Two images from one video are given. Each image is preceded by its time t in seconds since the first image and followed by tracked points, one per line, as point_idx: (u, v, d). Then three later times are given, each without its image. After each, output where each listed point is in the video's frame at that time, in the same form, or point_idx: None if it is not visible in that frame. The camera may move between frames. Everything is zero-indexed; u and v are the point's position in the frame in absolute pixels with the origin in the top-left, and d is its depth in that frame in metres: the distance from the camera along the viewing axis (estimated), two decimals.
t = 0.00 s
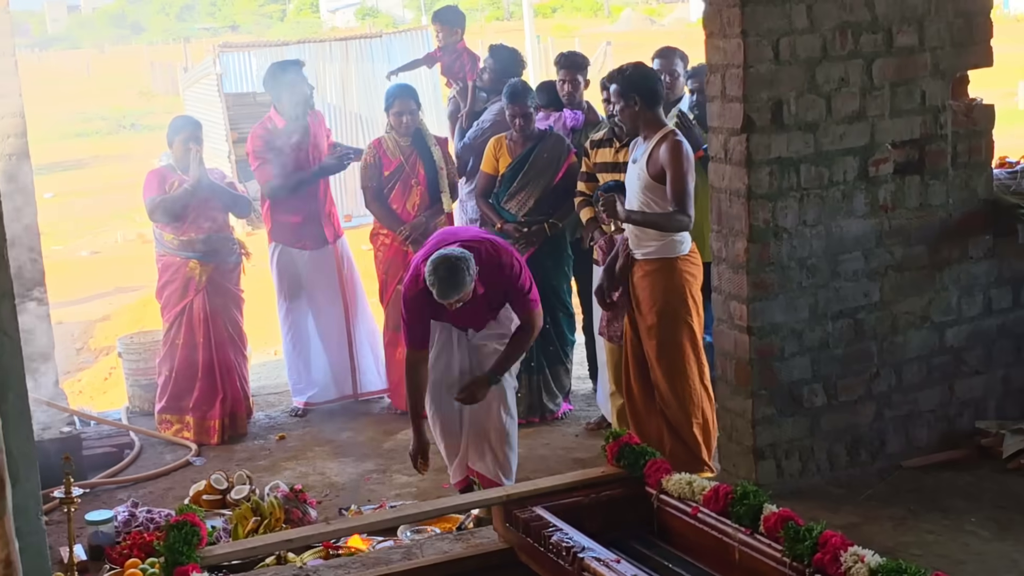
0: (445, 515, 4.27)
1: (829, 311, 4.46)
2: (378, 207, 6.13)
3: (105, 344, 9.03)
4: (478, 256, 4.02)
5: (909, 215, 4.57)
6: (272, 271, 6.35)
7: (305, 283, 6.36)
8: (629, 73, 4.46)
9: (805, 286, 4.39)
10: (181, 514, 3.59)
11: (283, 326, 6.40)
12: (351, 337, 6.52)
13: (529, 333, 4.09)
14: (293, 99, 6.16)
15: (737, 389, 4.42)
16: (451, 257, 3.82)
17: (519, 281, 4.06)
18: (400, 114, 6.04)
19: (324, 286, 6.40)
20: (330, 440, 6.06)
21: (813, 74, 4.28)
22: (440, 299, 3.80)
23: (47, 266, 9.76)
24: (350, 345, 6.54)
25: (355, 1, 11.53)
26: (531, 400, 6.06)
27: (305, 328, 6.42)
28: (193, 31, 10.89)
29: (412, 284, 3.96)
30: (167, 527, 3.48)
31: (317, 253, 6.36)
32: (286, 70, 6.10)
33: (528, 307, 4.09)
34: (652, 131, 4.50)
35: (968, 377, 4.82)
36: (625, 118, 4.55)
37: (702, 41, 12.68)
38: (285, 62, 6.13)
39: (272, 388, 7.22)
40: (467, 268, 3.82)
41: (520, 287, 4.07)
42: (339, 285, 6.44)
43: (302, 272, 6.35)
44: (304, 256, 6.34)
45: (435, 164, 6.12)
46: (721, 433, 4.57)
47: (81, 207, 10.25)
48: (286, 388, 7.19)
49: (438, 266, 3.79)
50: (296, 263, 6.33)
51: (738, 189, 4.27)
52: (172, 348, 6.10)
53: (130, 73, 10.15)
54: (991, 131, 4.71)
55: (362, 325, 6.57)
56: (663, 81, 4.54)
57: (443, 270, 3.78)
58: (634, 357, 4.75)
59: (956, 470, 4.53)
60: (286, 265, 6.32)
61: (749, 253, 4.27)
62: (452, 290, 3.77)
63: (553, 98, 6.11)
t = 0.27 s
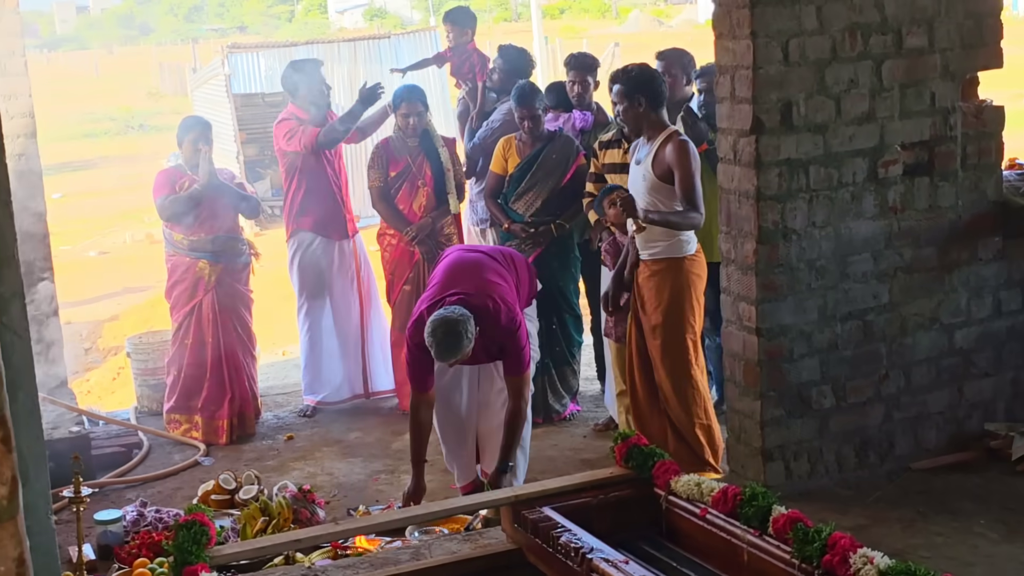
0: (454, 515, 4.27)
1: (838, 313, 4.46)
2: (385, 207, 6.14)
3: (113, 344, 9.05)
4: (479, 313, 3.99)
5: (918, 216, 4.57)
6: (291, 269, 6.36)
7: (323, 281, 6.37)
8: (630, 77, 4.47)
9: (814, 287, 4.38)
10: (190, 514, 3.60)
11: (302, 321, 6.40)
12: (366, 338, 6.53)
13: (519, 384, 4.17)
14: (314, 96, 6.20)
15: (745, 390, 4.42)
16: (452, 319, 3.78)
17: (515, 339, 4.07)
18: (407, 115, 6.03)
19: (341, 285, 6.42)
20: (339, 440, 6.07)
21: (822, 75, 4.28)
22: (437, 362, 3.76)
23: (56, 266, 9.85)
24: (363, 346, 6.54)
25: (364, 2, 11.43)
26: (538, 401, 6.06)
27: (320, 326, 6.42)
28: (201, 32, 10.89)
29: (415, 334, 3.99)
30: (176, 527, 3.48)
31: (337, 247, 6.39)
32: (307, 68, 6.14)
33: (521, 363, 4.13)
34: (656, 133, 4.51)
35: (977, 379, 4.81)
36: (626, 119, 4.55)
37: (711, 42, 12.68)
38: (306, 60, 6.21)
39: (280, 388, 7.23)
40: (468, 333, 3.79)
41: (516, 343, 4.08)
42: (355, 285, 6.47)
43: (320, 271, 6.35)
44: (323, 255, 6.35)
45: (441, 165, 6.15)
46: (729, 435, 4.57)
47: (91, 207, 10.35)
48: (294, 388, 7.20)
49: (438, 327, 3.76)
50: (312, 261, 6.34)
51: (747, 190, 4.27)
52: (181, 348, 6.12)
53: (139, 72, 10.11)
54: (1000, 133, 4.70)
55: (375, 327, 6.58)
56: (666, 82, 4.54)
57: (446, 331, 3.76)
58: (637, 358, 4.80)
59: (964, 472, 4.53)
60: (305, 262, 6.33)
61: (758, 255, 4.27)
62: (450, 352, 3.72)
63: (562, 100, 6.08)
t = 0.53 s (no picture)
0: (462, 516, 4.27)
1: (848, 314, 4.45)
2: (393, 207, 6.15)
3: (122, 344, 9.07)
4: (478, 337, 3.99)
5: (928, 217, 4.56)
6: (319, 265, 6.44)
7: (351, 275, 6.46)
8: (630, 78, 4.44)
9: (823, 289, 4.38)
10: (199, 513, 3.60)
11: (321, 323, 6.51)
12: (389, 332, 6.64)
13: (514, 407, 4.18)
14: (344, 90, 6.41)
15: (755, 391, 4.42)
16: (449, 345, 3.78)
17: (511, 365, 4.09)
18: (414, 115, 6.03)
19: (366, 279, 6.53)
20: (347, 441, 6.07)
21: (832, 76, 4.28)
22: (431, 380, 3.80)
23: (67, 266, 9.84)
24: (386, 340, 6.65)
25: (372, 3, 11.49)
26: (545, 402, 6.06)
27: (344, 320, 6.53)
28: (210, 32, 10.90)
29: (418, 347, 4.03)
30: (185, 526, 3.49)
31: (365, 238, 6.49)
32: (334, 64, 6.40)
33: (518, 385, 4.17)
34: (661, 134, 4.52)
35: (986, 381, 4.80)
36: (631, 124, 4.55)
37: (720, 43, 12.69)
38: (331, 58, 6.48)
39: (289, 388, 7.24)
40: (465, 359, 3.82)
41: (512, 368, 4.10)
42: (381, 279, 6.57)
43: (346, 265, 6.43)
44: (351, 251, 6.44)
45: (449, 169, 6.13)
46: (738, 436, 4.56)
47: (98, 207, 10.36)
48: (302, 388, 7.20)
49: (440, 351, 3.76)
50: (340, 255, 6.43)
51: (756, 191, 4.26)
52: (192, 348, 6.12)
53: (149, 72, 10.21)
54: (1010, 134, 4.69)
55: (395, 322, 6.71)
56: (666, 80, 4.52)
57: (442, 350, 3.78)
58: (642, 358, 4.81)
59: (974, 474, 4.52)
60: (334, 256, 6.42)
61: (767, 256, 4.26)
62: (445, 372, 3.75)
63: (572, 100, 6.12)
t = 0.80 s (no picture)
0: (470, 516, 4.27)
1: (855, 316, 4.45)
2: (400, 207, 6.15)
3: (130, 344, 9.08)
4: (479, 338, 3.99)
5: (936, 219, 4.55)
6: (336, 260, 6.47)
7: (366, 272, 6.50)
8: (642, 80, 4.43)
9: (831, 290, 4.38)
10: (207, 513, 3.61)
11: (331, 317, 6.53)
12: (399, 333, 6.62)
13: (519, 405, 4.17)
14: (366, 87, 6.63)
15: (762, 392, 4.42)
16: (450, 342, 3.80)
17: (513, 368, 4.08)
18: (421, 114, 6.02)
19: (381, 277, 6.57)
20: (355, 441, 6.08)
21: (841, 77, 4.28)
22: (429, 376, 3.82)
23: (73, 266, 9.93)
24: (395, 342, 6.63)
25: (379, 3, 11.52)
26: (551, 403, 6.05)
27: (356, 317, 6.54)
28: (218, 32, 10.90)
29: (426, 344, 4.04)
30: (193, 526, 3.49)
31: (384, 234, 6.51)
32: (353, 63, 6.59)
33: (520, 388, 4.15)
34: (672, 136, 4.53)
35: (995, 383, 4.79)
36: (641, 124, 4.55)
37: (728, 43, 12.69)
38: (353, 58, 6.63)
39: (296, 388, 7.25)
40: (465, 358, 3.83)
41: (515, 371, 4.10)
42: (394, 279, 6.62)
43: (363, 260, 6.48)
44: (367, 246, 6.48)
45: (457, 168, 6.14)
46: (745, 437, 4.56)
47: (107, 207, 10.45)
48: (309, 388, 7.21)
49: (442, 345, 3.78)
50: (358, 250, 6.46)
51: (765, 192, 4.26)
52: (204, 348, 6.12)
53: (157, 72, 10.19)
54: (1019, 135, 4.69)
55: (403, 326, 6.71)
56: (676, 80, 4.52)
57: (437, 350, 3.78)
58: (652, 362, 4.84)
59: (982, 476, 4.51)
60: (351, 252, 6.45)
61: (775, 257, 4.26)
62: (442, 370, 3.76)
63: (579, 102, 6.12)
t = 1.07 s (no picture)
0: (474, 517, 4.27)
1: (860, 317, 4.44)
2: (405, 207, 6.16)
3: (134, 345, 9.08)
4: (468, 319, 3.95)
5: (941, 221, 4.55)
6: (342, 258, 6.45)
7: (372, 273, 6.49)
8: (654, 80, 4.41)
9: (836, 292, 4.37)
10: (211, 514, 3.61)
11: (337, 317, 6.52)
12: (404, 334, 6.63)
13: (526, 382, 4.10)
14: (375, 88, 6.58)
15: (767, 394, 4.41)
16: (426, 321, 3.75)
17: (509, 344, 3.99)
18: (427, 116, 6.03)
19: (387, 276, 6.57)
20: (359, 441, 6.08)
21: (846, 79, 4.27)
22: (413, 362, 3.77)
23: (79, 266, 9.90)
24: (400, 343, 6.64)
25: (384, 5, 11.50)
26: (554, 404, 6.05)
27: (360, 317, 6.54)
28: (222, 33, 10.91)
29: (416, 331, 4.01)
30: (197, 526, 3.49)
31: (390, 234, 6.49)
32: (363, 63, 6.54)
33: (523, 364, 4.06)
34: (687, 137, 4.52)
35: (999, 385, 4.79)
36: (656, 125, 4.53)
37: (733, 45, 12.70)
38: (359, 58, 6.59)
39: (300, 389, 7.25)
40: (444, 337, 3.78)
41: (513, 349, 4.01)
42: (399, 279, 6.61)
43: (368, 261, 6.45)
44: (374, 246, 6.46)
45: (461, 167, 6.13)
46: (750, 439, 4.55)
47: (111, 208, 10.40)
48: (313, 389, 7.21)
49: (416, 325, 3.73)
50: (363, 250, 6.44)
51: (770, 194, 4.26)
52: (212, 349, 6.14)
53: (161, 72, 10.30)
54: None
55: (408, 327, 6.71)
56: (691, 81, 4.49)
57: (418, 330, 3.72)
58: (663, 361, 4.86)
59: (987, 478, 4.51)
60: (357, 251, 6.43)
61: (780, 259, 4.26)
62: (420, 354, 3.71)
63: (583, 103, 6.11)
